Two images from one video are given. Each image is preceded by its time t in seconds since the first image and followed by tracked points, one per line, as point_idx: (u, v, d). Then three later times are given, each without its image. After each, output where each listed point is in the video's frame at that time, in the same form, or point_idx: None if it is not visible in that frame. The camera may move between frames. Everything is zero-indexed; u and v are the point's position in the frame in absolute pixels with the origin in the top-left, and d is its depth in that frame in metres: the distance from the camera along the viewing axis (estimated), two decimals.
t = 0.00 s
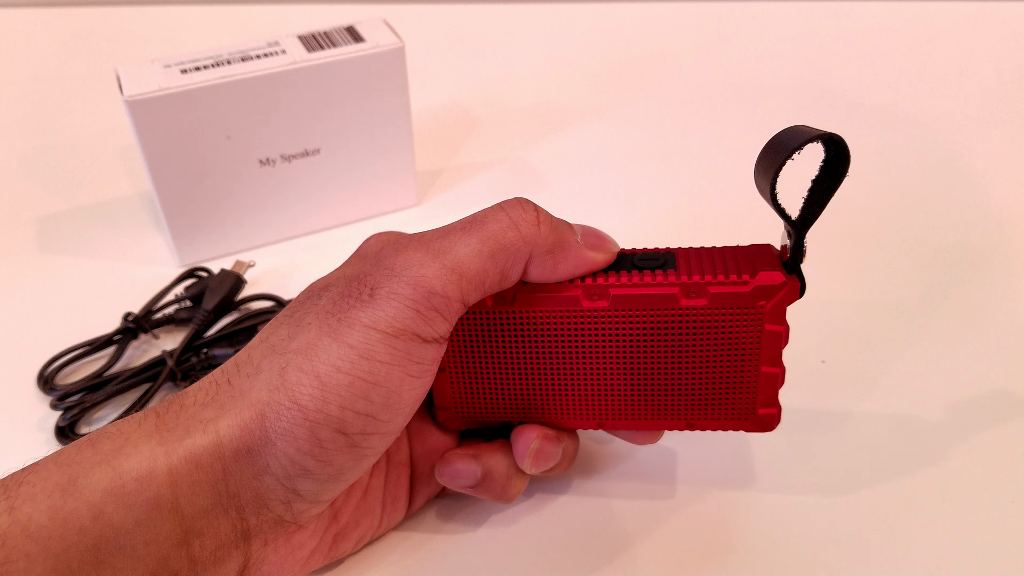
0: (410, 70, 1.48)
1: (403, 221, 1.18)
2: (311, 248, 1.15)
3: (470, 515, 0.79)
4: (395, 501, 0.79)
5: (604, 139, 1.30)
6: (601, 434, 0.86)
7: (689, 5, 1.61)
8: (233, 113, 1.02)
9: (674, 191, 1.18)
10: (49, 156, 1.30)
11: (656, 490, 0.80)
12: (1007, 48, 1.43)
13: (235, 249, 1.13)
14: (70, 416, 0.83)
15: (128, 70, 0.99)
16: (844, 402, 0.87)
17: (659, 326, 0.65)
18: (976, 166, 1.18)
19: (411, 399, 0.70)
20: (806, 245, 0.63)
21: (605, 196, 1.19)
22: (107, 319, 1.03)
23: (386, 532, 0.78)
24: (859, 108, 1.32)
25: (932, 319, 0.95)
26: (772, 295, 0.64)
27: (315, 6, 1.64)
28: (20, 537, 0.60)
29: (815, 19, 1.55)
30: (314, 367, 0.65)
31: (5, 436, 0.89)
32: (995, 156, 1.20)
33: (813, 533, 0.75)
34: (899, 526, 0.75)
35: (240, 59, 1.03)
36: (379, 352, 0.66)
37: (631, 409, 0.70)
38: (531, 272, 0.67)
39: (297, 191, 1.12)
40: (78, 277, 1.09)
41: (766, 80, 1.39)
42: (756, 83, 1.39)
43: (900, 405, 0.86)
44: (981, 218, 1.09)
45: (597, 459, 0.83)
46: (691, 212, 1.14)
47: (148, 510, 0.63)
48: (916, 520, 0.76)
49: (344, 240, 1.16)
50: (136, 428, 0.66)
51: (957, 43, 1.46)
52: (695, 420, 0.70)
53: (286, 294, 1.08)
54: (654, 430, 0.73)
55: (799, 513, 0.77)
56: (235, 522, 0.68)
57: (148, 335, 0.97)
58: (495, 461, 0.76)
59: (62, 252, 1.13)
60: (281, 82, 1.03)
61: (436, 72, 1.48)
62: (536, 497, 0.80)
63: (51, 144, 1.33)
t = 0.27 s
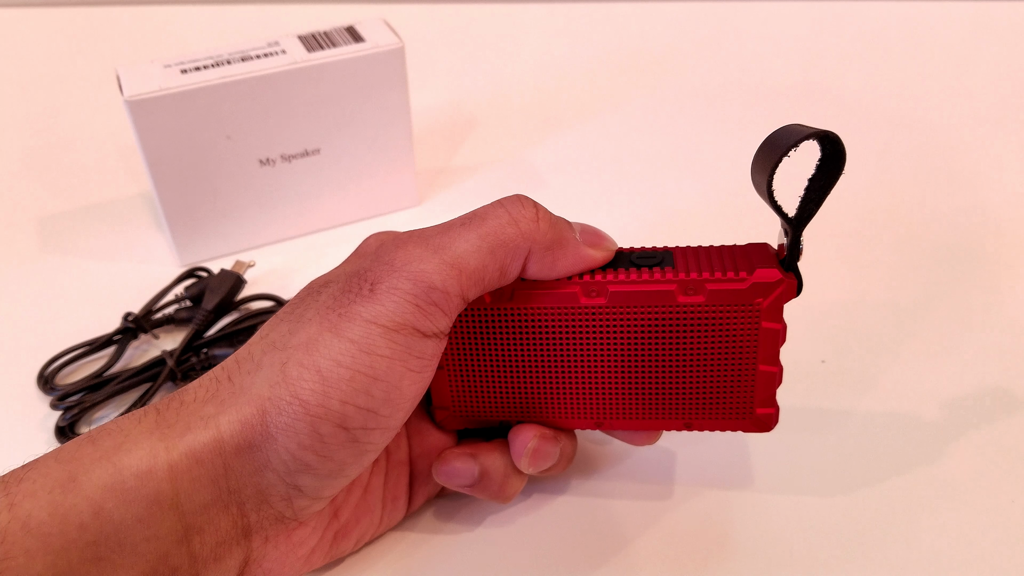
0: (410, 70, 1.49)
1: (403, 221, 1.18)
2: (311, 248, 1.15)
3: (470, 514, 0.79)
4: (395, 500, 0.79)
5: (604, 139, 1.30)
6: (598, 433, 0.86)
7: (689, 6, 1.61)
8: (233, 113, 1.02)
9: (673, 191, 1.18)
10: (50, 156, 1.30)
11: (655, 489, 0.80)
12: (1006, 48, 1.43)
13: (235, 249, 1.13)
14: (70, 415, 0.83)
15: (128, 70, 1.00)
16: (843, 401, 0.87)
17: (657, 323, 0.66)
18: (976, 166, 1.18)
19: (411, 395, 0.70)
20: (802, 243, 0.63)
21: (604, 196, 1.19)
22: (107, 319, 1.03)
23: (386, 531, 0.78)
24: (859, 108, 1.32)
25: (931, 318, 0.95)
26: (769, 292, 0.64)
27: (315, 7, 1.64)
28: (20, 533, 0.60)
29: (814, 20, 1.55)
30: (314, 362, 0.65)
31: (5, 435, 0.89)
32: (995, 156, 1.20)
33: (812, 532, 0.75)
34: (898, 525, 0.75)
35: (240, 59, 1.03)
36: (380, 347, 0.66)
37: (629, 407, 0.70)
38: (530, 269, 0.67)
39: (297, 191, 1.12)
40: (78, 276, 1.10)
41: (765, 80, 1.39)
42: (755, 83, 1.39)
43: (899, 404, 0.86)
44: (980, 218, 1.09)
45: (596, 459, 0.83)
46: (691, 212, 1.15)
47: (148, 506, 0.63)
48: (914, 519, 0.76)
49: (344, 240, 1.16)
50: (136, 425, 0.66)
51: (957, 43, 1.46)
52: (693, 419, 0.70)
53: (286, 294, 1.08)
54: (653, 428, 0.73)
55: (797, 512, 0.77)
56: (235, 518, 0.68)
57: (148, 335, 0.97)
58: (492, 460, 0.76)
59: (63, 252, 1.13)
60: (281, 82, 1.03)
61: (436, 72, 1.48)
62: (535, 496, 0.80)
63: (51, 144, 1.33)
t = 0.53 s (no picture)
0: (410, 69, 1.48)
1: (403, 221, 1.18)
2: (310, 249, 1.15)
3: (469, 517, 0.79)
4: (396, 502, 0.79)
5: (604, 139, 1.30)
6: (599, 435, 0.86)
7: (689, 6, 1.61)
8: (233, 113, 1.02)
9: (673, 192, 1.19)
10: (49, 155, 1.30)
11: (655, 492, 0.80)
12: (1006, 49, 1.43)
13: (235, 249, 1.13)
14: (70, 416, 0.83)
15: (128, 70, 0.99)
16: (842, 403, 0.87)
17: (658, 330, 0.66)
18: (975, 168, 1.18)
19: (414, 399, 0.70)
20: (806, 251, 0.63)
21: (604, 196, 1.19)
22: (107, 319, 1.03)
23: (386, 533, 0.78)
24: (858, 109, 1.32)
25: (930, 321, 0.95)
26: (771, 300, 0.64)
27: (315, 6, 1.64)
28: (22, 538, 0.60)
29: (814, 20, 1.55)
30: (317, 367, 0.65)
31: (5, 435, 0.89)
32: (994, 158, 1.20)
33: (810, 535, 0.75)
34: (896, 529, 0.75)
35: (240, 59, 1.03)
36: (382, 352, 0.66)
37: (628, 413, 0.70)
38: (531, 272, 0.67)
39: (297, 191, 1.12)
40: (78, 276, 1.10)
41: (765, 80, 1.40)
42: (755, 83, 1.39)
43: (898, 407, 0.86)
44: (979, 220, 1.09)
45: (596, 460, 0.83)
46: (691, 212, 1.15)
47: (150, 511, 0.63)
48: (913, 521, 0.76)
49: (344, 240, 1.16)
50: (137, 429, 0.66)
51: (957, 44, 1.46)
52: (693, 424, 0.70)
53: (285, 294, 1.08)
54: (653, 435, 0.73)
55: (797, 514, 0.77)
56: (237, 522, 0.68)
57: (148, 335, 0.97)
58: (493, 462, 0.76)
59: (62, 251, 1.13)
60: (281, 82, 1.03)
61: (436, 72, 1.48)
62: (535, 498, 0.80)
63: (51, 143, 1.33)
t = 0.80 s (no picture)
0: (410, 70, 1.48)
1: (403, 220, 1.18)
2: (311, 248, 1.15)
3: (470, 517, 0.79)
4: (398, 501, 0.79)
5: (604, 139, 1.30)
6: (600, 433, 0.86)
7: (689, 6, 1.61)
8: (233, 113, 1.02)
9: (673, 191, 1.19)
10: (50, 155, 1.30)
11: (655, 490, 0.80)
12: (1007, 47, 1.43)
13: (235, 249, 1.13)
14: (70, 415, 0.83)
15: (128, 70, 0.99)
16: (842, 402, 0.87)
17: (658, 327, 0.66)
18: (976, 166, 1.18)
19: (416, 399, 0.70)
20: (802, 245, 0.63)
21: (604, 196, 1.19)
22: (107, 319, 1.03)
23: (388, 534, 0.78)
24: (859, 108, 1.32)
25: (931, 319, 0.95)
26: (770, 293, 0.64)
27: (315, 5, 1.64)
28: (24, 541, 0.60)
29: (814, 20, 1.55)
30: (320, 369, 0.65)
31: (5, 435, 0.89)
32: (995, 156, 1.20)
33: (811, 533, 0.75)
34: (897, 526, 0.75)
35: (240, 59, 1.03)
36: (386, 354, 0.66)
37: (630, 409, 0.71)
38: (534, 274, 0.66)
39: (297, 190, 1.12)
40: (78, 276, 1.10)
41: (765, 80, 1.40)
42: (755, 83, 1.39)
43: (899, 404, 0.86)
44: (980, 217, 1.09)
45: (597, 458, 0.83)
46: (691, 212, 1.15)
47: (153, 513, 0.63)
48: (915, 519, 0.76)
49: (345, 239, 1.16)
50: (140, 432, 0.66)
51: (957, 43, 1.46)
52: (695, 419, 0.71)
53: (286, 294, 1.07)
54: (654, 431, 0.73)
55: (798, 512, 0.77)
56: (240, 525, 0.68)
57: (148, 335, 0.97)
58: (495, 461, 0.77)
59: (62, 252, 1.13)
60: (280, 82, 1.02)
61: (436, 72, 1.48)
62: (535, 497, 0.80)
63: (51, 143, 1.33)
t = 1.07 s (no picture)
0: (410, 70, 1.48)
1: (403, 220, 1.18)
2: (311, 248, 1.15)
3: (470, 517, 0.79)
4: (399, 501, 0.79)
5: (604, 139, 1.30)
6: (600, 432, 0.86)
7: (689, 6, 1.61)
8: (233, 113, 1.02)
9: (673, 191, 1.19)
10: (50, 155, 1.30)
11: (655, 489, 0.80)
12: (1008, 47, 1.43)
13: (235, 249, 1.13)
14: (70, 416, 0.83)
15: (128, 70, 0.99)
16: (842, 401, 0.87)
17: (661, 325, 0.66)
18: (976, 166, 1.18)
19: (411, 398, 0.70)
20: (806, 242, 0.64)
21: (604, 196, 1.19)
22: (107, 319, 1.03)
23: (388, 534, 0.78)
24: (859, 108, 1.32)
25: (931, 318, 0.95)
26: (773, 291, 0.64)
27: (315, 5, 1.64)
28: (27, 543, 0.60)
29: (814, 20, 1.55)
30: (316, 371, 0.65)
31: (5, 435, 0.89)
32: (995, 155, 1.20)
33: (811, 532, 0.75)
34: (897, 525, 0.75)
35: (240, 59, 1.02)
36: (382, 353, 0.66)
37: (632, 408, 0.71)
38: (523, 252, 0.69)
39: (297, 190, 1.12)
40: (78, 276, 1.09)
41: (765, 80, 1.40)
42: (755, 83, 1.39)
43: (899, 404, 0.86)
44: (980, 217, 1.09)
45: (597, 458, 0.84)
46: (691, 212, 1.15)
47: (154, 515, 0.63)
48: (914, 518, 0.76)
49: (344, 240, 1.15)
50: (141, 433, 0.66)
51: (957, 43, 1.46)
52: (696, 417, 0.71)
53: (286, 294, 1.07)
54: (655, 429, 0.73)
55: (798, 512, 0.77)
56: (240, 528, 0.68)
57: (148, 335, 0.97)
58: (496, 461, 0.77)
59: (62, 251, 1.13)
60: (281, 82, 1.02)
61: (436, 72, 1.48)
62: (535, 497, 0.80)
63: (51, 142, 1.33)
